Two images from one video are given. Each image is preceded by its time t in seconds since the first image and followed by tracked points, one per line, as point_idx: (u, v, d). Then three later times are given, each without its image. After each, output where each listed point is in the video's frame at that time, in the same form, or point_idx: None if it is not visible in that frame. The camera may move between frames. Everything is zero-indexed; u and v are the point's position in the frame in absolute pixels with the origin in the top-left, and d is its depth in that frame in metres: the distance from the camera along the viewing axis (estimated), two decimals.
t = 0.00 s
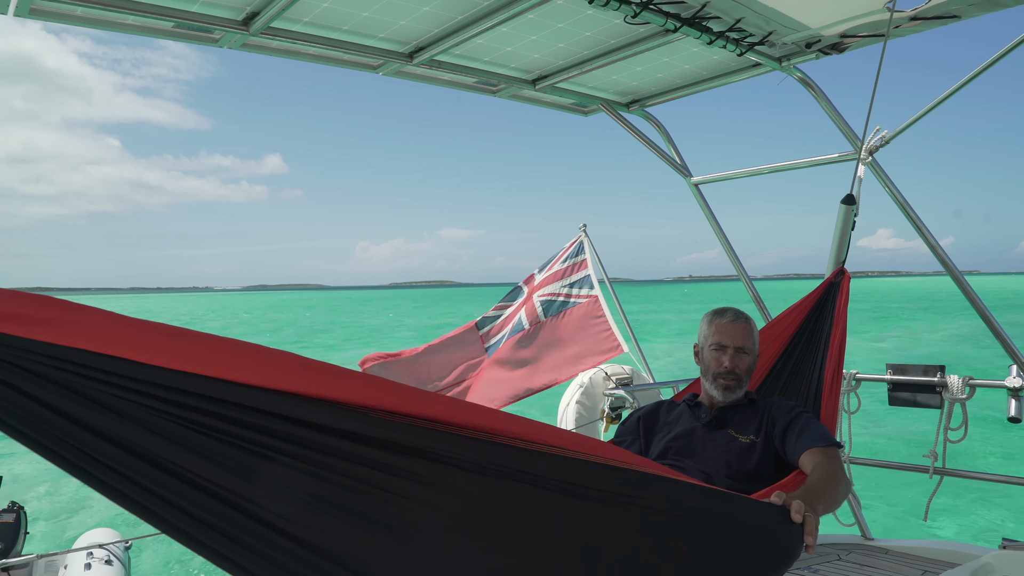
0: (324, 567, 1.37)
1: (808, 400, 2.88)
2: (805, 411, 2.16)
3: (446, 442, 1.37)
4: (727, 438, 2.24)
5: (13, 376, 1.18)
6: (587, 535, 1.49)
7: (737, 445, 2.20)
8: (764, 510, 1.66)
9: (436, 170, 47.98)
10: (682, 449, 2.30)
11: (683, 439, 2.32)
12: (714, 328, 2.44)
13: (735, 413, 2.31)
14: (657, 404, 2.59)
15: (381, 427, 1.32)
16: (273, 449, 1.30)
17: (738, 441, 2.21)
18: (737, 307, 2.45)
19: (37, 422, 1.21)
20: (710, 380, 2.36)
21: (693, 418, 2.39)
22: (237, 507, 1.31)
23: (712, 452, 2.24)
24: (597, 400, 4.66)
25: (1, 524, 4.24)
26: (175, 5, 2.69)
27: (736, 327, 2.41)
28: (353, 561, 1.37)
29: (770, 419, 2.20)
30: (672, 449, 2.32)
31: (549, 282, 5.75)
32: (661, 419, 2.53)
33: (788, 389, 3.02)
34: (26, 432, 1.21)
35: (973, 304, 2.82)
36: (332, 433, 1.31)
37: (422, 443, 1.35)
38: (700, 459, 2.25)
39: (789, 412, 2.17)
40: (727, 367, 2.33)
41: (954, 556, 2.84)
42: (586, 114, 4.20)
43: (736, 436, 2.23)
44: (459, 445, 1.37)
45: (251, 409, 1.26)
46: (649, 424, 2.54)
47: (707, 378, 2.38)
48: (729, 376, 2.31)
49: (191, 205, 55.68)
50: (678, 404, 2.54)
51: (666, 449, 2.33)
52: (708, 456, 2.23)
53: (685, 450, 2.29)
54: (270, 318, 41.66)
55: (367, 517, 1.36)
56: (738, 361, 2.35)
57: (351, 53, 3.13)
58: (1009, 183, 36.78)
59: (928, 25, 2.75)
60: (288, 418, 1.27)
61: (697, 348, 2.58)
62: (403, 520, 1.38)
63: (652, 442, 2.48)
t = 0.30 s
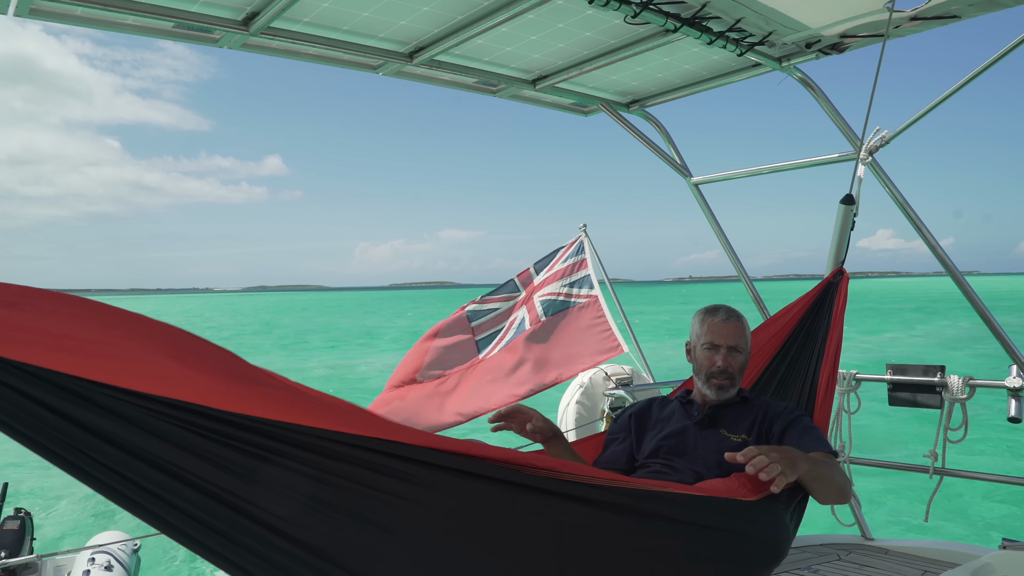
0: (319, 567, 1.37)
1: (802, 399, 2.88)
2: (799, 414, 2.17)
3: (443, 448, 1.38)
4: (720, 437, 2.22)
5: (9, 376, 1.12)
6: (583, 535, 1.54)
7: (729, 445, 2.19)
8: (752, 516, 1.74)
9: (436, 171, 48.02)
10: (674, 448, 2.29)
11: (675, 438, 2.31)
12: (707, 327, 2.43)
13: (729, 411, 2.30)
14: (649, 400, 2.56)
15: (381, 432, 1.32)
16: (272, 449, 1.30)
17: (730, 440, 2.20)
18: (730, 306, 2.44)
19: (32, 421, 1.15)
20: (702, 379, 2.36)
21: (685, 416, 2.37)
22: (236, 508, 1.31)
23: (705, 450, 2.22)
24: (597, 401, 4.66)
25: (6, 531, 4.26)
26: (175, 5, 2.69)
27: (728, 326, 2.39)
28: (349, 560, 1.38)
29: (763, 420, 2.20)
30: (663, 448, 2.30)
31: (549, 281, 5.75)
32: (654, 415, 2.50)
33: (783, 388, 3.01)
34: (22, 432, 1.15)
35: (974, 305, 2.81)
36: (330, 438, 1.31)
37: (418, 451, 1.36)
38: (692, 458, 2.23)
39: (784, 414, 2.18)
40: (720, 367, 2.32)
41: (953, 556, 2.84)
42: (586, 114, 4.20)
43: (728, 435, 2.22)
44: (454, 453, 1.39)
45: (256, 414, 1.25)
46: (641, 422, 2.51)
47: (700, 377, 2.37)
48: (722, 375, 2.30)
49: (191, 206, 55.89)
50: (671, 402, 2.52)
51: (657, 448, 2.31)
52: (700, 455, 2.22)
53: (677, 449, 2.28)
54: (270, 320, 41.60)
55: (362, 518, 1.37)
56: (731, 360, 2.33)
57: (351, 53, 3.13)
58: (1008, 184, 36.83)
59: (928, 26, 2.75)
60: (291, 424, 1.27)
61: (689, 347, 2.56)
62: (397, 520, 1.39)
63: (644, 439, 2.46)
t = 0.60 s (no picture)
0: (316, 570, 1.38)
1: (802, 397, 2.87)
2: (798, 413, 2.19)
3: (437, 451, 1.39)
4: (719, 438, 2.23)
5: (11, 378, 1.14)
6: (582, 539, 1.53)
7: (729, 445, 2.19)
8: (749, 521, 1.74)
9: (435, 170, 48.05)
10: (673, 447, 2.28)
11: (674, 437, 2.30)
12: (714, 328, 2.39)
13: (730, 412, 2.30)
14: (648, 399, 2.55)
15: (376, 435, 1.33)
16: (270, 452, 1.30)
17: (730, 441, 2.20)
18: (736, 308, 2.42)
19: (33, 422, 1.17)
20: (708, 380, 2.35)
21: (684, 416, 2.37)
22: (234, 510, 1.31)
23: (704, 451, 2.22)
24: (598, 400, 4.66)
25: (3, 525, 4.24)
26: (174, 5, 2.68)
27: (736, 328, 2.36)
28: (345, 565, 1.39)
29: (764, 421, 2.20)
30: (662, 448, 2.30)
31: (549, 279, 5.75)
32: (654, 415, 2.49)
33: (783, 387, 3.00)
34: (24, 433, 1.18)
35: (975, 305, 2.81)
36: (326, 442, 1.31)
37: (410, 456, 1.36)
38: (691, 458, 2.23)
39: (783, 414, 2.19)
40: (727, 368, 2.31)
41: (953, 555, 2.85)
42: (586, 114, 4.20)
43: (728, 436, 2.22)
44: (446, 458, 1.39)
45: (254, 416, 1.26)
46: (640, 421, 2.50)
47: (705, 378, 2.37)
48: (729, 376, 2.30)
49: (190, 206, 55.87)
50: (670, 400, 2.51)
51: (656, 447, 2.31)
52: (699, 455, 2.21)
53: (676, 449, 2.27)
54: (269, 319, 41.61)
55: (358, 521, 1.37)
56: (739, 361, 2.32)
57: (351, 53, 3.13)
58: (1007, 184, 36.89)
59: (928, 26, 2.75)
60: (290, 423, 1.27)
61: (692, 345, 2.54)
62: (397, 523, 1.38)
63: (643, 439, 2.45)
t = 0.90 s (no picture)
0: (325, 565, 1.38)
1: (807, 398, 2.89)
2: (804, 414, 2.17)
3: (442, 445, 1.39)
4: (725, 439, 2.23)
5: (11, 372, 1.15)
6: (586, 534, 1.54)
7: (734, 446, 2.20)
8: (761, 517, 1.76)
9: (433, 169, 48.15)
10: (678, 448, 2.29)
11: (680, 438, 2.30)
12: (729, 329, 2.37)
13: (736, 412, 2.29)
14: (653, 401, 2.56)
15: (383, 429, 1.34)
16: (273, 446, 1.30)
17: (734, 442, 2.21)
18: (750, 311, 2.41)
19: (33, 416, 1.18)
20: (718, 380, 2.33)
21: (690, 417, 2.37)
22: (238, 503, 1.32)
23: (709, 452, 2.22)
24: (597, 400, 4.66)
25: (8, 517, 4.24)
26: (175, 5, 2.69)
27: (749, 330, 2.35)
28: (352, 558, 1.39)
29: (771, 420, 2.20)
30: (668, 449, 2.30)
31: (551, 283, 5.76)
32: (658, 417, 2.50)
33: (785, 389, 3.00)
34: (25, 427, 1.19)
35: (973, 305, 2.81)
36: (334, 437, 1.31)
37: (414, 450, 1.37)
38: (696, 459, 2.23)
39: (789, 412, 2.19)
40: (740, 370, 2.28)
41: (954, 556, 2.84)
42: (586, 114, 4.20)
43: (733, 437, 2.22)
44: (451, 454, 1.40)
45: (256, 412, 1.26)
46: (645, 423, 2.51)
47: (716, 378, 2.34)
48: (740, 379, 2.26)
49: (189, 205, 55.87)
50: (674, 402, 2.52)
51: (661, 448, 2.31)
52: (705, 457, 2.22)
53: (681, 451, 2.27)
54: (268, 318, 41.68)
55: (365, 513, 1.38)
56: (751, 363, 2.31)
57: (351, 53, 3.13)
58: (1006, 183, 36.91)
59: (928, 26, 2.75)
60: (292, 419, 1.28)
61: (703, 344, 2.52)
62: (402, 516, 1.39)
63: (648, 442, 2.45)
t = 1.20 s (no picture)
0: (333, 564, 1.39)
1: (813, 398, 2.88)
2: (811, 413, 2.17)
3: (448, 444, 1.40)
4: (732, 439, 2.23)
5: (10, 369, 1.15)
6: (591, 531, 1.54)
7: (739, 445, 2.20)
8: (774, 510, 1.77)
9: (433, 167, 48.25)
10: (684, 450, 2.28)
11: (686, 439, 2.29)
12: (729, 330, 2.39)
13: (740, 413, 2.29)
14: (658, 404, 2.55)
15: (386, 424, 1.33)
16: (277, 445, 1.30)
17: (741, 441, 2.20)
18: (750, 311, 2.42)
19: (33, 414, 1.19)
20: (723, 382, 2.32)
21: (695, 418, 2.37)
22: (242, 501, 1.32)
23: (716, 453, 2.22)
24: (597, 401, 4.65)
25: (9, 521, 4.24)
26: (175, 5, 2.69)
27: (750, 330, 2.37)
28: (360, 556, 1.39)
29: (778, 419, 2.19)
30: (674, 450, 2.29)
31: (552, 286, 5.75)
32: (663, 419, 2.49)
33: (789, 390, 3.00)
34: (23, 427, 1.19)
35: (973, 305, 2.81)
36: (338, 432, 1.32)
37: (418, 446, 1.37)
38: (703, 461, 2.22)
39: (797, 411, 2.18)
40: (743, 370, 2.28)
41: (954, 556, 2.84)
42: (586, 114, 4.20)
43: (739, 436, 2.22)
44: (456, 449, 1.40)
45: (260, 409, 1.27)
46: (651, 426, 2.51)
47: (720, 380, 2.33)
48: (744, 379, 2.27)
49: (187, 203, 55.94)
50: (680, 404, 2.51)
51: (668, 450, 2.30)
52: (712, 458, 2.21)
53: (687, 452, 2.27)
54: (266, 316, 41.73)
55: (370, 511, 1.38)
56: (754, 363, 2.31)
57: (351, 53, 3.13)
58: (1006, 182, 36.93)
59: (927, 26, 2.75)
60: (293, 416, 1.28)
61: (705, 347, 2.53)
62: (407, 514, 1.39)
63: (654, 444, 2.45)
